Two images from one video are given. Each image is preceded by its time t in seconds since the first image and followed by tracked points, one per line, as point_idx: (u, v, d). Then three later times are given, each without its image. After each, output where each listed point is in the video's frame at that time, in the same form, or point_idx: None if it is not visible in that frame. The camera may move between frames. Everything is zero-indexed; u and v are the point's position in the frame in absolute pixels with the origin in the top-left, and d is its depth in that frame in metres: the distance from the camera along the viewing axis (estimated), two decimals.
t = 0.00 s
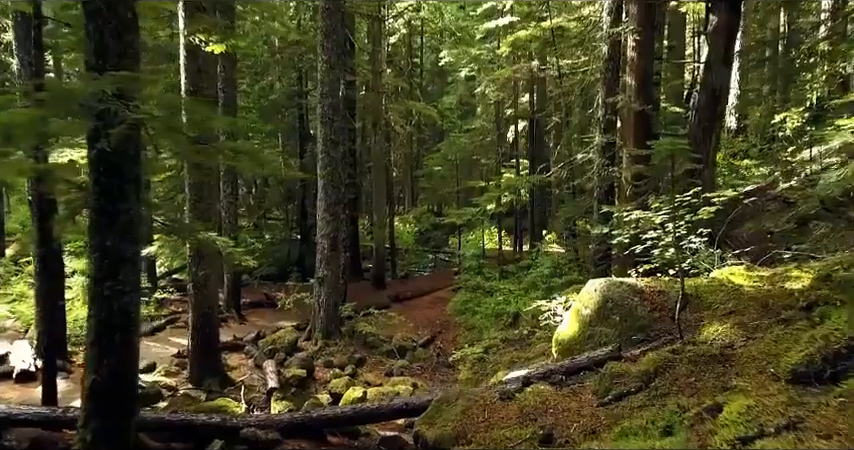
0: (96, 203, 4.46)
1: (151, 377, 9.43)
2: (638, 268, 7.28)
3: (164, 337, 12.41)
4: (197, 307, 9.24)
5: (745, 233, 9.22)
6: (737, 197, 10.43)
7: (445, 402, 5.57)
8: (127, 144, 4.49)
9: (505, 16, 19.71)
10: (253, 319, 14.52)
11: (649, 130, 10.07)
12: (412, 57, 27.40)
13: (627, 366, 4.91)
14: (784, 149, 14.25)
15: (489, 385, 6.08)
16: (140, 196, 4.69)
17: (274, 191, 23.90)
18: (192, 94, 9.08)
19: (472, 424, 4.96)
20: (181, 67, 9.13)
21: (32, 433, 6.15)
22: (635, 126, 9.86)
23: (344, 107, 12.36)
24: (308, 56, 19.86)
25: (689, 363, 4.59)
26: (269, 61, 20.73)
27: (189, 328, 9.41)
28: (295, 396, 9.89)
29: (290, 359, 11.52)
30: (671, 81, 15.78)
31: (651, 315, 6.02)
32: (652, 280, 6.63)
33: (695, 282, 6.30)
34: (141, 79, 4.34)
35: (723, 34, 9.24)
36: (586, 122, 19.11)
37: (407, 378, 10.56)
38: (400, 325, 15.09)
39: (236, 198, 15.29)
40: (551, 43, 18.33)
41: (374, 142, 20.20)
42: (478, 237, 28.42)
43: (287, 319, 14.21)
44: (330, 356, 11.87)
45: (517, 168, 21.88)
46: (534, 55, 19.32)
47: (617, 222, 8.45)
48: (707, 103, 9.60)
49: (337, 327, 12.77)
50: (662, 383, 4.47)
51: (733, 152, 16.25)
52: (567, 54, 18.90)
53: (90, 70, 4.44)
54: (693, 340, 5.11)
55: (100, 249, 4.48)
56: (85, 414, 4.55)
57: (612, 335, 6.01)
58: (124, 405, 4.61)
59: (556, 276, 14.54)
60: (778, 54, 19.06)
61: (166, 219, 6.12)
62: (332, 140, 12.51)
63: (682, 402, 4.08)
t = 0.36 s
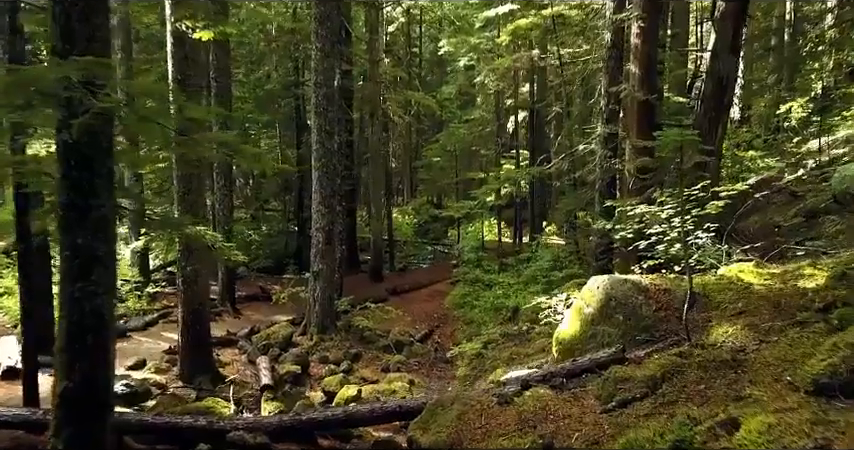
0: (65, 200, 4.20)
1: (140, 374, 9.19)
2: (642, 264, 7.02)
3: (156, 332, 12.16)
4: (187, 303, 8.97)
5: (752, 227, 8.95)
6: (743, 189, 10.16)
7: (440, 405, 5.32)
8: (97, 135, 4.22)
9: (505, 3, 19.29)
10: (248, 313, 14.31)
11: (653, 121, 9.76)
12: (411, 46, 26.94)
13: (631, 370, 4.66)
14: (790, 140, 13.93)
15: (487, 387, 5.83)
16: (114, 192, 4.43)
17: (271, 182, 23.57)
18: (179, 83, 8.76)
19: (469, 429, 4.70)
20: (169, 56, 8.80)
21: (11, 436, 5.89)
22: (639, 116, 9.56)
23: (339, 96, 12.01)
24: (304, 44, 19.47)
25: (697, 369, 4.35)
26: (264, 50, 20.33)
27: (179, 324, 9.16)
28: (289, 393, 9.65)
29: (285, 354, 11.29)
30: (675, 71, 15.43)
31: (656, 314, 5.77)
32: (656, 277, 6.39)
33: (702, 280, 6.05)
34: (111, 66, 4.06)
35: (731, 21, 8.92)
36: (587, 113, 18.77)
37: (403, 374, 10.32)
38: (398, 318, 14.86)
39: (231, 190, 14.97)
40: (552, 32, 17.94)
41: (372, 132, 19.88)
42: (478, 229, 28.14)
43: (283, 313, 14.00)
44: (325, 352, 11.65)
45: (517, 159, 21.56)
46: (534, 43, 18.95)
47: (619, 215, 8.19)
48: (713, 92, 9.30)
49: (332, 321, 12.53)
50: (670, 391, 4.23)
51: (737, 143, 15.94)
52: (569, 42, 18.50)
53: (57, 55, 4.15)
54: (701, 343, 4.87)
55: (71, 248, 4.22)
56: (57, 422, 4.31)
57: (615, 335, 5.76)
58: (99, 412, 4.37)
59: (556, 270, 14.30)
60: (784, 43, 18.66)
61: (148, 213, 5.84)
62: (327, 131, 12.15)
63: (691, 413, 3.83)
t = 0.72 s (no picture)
0: (34, 195, 3.95)
1: (129, 374, 8.95)
2: (646, 263, 6.78)
3: (147, 329, 11.90)
4: (177, 302, 8.73)
5: (757, 222, 8.72)
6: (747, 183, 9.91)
7: (435, 410, 4.99)
8: (67, 127, 3.98)
9: None
10: (243, 308, 14.07)
11: (657, 113, 9.50)
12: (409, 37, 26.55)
13: (634, 376, 4.43)
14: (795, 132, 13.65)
15: (485, 392, 5.56)
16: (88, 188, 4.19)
17: (268, 176, 23.26)
18: (168, 75, 8.44)
19: (464, 437, 4.40)
20: (156, 46, 8.48)
21: None
22: (642, 109, 9.28)
23: (334, 88, 11.69)
24: (300, 35, 19.11)
25: (707, 377, 4.12)
26: (260, 41, 19.96)
27: (169, 323, 8.92)
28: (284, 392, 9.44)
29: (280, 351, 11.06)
30: (678, 63, 15.11)
31: (661, 316, 5.54)
32: (661, 276, 6.15)
33: (709, 279, 5.83)
34: (82, 56, 3.78)
35: (739, 9, 8.66)
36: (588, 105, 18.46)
37: (400, 373, 10.08)
38: (396, 314, 14.63)
39: (225, 184, 14.68)
40: (552, 22, 17.59)
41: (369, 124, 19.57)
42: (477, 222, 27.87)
43: (279, 309, 13.79)
44: (320, 349, 11.43)
45: (516, 152, 21.26)
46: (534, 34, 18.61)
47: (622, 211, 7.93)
48: (718, 84, 9.04)
49: (328, 318, 12.30)
50: (677, 400, 3.99)
51: (741, 136, 15.65)
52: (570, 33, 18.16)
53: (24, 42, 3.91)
54: (708, 347, 4.65)
55: (41, 247, 3.99)
56: (29, 431, 4.06)
57: (619, 338, 5.54)
58: (74, 420, 4.13)
59: (556, 265, 14.04)
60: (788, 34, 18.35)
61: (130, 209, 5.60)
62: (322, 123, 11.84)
63: (702, 426, 3.60)
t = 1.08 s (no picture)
0: None
1: (117, 375, 8.71)
2: (650, 261, 6.51)
3: (139, 327, 11.63)
4: (165, 301, 8.44)
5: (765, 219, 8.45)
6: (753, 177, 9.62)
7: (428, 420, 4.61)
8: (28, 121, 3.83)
9: None
10: (237, 305, 13.83)
11: (661, 105, 9.20)
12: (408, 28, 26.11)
13: (641, 386, 4.15)
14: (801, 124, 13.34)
15: (482, 401, 5.28)
16: (56, 188, 4.06)
17: (265, 169, 22.91)
18: (154, 66, 8.08)
19: None
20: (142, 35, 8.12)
21: None
22: (645, 102, 8.96)
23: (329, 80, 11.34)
24: (296, 26, 18.73)
25: (720, 390, 3.85)
26: (256, 32, 19.57)
27: (158, 322, 8.65)
28: (276, 393, 9.21)
29: (273, 350, 10.80)
30: (681, 53, 14.76)
31: (668, 320, 5.26)
32: (666, 277, 5.88)
33: (717, 280, 5.55)
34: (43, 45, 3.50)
35: None
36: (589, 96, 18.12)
37: (396, 373, 9.83)
38: (393, 311, 14.37)
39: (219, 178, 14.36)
40: (553, 12, 17.19)
41: (367, 117, 19.23)
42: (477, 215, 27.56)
43: (274, 305, 13.56)
44: (315, 347, 11.18)
45: (516, 145, 20.93)
46: (535, 24, 18.21)
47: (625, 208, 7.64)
48: (724, 75, 8.75)
49: (324, 315, 12.04)
50: (688, 415, 3.72)
51: (744, 128, 15.34)
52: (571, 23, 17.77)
53: None
54: (719, 354, 4.38)
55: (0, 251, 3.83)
56: None
57: (623, 343, 5.27)
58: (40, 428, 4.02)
59: (556, 261, 13.77)
60: (793, 24, 17.97)
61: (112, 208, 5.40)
62: (316, 117, 11.49)
63: (715, 446, 3.32)
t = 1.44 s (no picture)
0: None
1: (106, 377, 8.49)
2: (655, 262, 6.26)
3: (131, 325, 11.39)
4: (154, 300, 8.16)
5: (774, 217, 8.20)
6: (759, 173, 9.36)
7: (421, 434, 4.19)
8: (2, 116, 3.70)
9: None
10: (233, 302, 13.60)
11: (667, 99, 8.91)
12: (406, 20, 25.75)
13: (648, 398, 3.92)
14: (807, 118, 13.06)
15: (480, 410, 5.02)
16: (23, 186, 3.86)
17: (262, 163, 22.63)
18: (141, 57, 7.77)
19: None
20: (129, 25, 7.82)
21: None
22: (649, 95, 8.76)
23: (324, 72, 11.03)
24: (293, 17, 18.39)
25: (734, 405, 3.62)
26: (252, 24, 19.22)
27: (147, 322, 8.39)
28: (270, 394, 9.00)
29: (268, 349, 10.57)
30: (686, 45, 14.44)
31: (675, 325, 5.00)
32: (672, 279, 5.64)
33: (727, 283, 5.32)
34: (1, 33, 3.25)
35: None
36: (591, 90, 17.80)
37: (393, 373, 9.59)
38: (391, 308, 14.14)
39: (213, 173, 14.05)
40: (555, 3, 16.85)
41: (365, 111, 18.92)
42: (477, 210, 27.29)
43: (270, 303, 13.34)
44: (310, 345, 10.96)
45: (517, 139, 20.63)
46: (536, 16, 17.87)
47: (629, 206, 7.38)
48: (732, 68, 8.49)
49: (320, 314, 11.79)
50: (700, 432, 3.48)
51: (749, 122, 15.04)
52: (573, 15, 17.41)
53: None
54: (730, 364, 4.14)
55: None
56: None
57: (628, 349, 5.02)
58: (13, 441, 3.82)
59: (557, 257, 13.52)
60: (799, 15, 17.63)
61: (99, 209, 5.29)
62: (312, 110, 11.19)
63: None
